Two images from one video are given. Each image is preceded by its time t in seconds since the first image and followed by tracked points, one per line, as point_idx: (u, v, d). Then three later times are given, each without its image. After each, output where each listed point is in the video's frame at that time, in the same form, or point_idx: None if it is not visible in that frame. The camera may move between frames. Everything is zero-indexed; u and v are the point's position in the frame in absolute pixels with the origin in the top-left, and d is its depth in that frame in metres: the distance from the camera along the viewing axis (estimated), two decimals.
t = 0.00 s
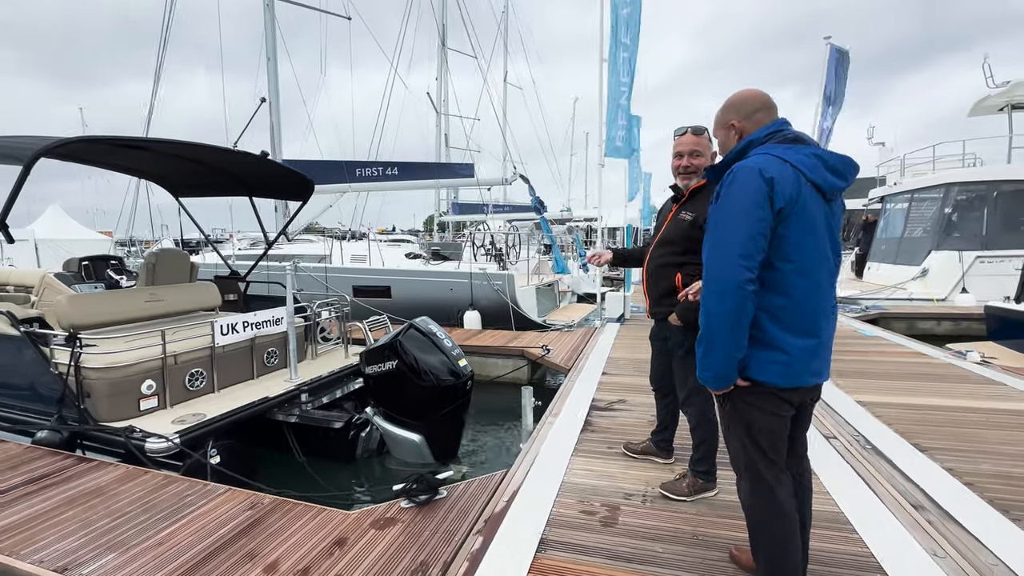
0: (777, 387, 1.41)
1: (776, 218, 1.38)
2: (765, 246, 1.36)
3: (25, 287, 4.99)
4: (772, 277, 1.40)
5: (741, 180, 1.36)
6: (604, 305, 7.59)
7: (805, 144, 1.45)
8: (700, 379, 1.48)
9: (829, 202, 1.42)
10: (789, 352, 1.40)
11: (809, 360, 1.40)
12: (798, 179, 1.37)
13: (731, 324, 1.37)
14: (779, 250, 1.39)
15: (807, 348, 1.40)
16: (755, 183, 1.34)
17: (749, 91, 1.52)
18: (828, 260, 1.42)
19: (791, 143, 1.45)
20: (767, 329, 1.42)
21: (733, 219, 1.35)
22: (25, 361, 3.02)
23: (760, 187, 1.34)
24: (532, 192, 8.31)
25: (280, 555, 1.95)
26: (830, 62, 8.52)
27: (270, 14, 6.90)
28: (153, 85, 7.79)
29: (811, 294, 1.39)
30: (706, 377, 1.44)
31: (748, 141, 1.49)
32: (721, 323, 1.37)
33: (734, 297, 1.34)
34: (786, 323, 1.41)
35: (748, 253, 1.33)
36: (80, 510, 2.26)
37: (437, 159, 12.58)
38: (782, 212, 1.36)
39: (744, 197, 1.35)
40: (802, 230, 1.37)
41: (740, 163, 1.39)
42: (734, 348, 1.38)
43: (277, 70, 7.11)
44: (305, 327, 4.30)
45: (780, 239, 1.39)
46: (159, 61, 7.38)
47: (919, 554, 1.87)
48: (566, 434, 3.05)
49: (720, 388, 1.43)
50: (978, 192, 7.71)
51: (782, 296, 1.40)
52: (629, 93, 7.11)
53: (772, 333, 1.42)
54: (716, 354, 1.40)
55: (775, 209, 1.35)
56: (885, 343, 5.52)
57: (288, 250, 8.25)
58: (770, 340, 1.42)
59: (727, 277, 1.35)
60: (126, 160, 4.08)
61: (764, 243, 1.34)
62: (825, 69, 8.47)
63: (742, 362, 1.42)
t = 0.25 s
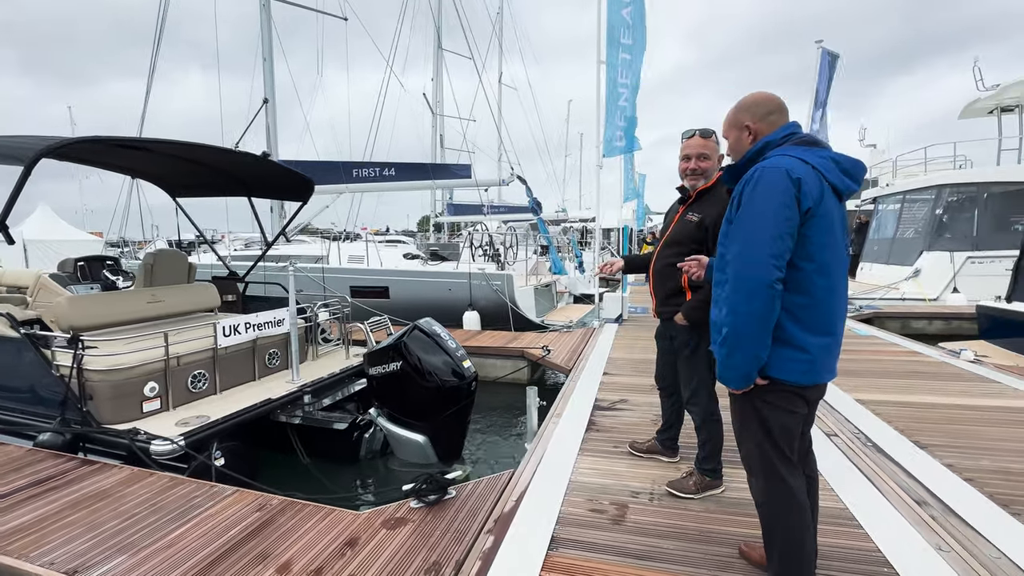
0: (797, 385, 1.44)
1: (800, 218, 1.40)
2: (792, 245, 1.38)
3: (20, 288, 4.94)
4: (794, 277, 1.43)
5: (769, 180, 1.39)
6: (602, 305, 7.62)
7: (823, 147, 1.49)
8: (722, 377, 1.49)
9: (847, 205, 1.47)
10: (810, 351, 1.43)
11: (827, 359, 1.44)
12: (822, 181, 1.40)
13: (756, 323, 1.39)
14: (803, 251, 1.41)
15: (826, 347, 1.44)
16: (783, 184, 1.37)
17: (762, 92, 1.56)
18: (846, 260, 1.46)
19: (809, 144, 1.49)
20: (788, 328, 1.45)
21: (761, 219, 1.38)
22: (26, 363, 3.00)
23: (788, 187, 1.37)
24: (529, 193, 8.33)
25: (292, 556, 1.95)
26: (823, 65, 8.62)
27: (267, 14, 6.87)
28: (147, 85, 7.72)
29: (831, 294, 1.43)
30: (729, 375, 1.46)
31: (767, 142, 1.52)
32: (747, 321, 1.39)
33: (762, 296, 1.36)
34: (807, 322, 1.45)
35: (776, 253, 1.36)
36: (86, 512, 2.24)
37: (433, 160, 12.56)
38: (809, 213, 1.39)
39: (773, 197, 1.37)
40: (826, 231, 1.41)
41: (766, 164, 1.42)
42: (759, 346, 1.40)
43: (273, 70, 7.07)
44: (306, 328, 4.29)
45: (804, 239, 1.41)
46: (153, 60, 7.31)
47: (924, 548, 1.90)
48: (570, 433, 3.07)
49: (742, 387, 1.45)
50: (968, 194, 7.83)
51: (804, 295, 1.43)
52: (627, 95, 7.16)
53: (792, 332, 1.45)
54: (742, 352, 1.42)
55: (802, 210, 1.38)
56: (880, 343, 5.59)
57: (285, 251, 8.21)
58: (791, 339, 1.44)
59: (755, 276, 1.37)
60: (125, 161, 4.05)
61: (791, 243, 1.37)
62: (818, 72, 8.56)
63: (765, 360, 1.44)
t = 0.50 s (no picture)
0: (798, 384, 1.46)
1: (801, 220, 1.42)
2: (793, 246, 1.40)
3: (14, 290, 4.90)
4: (796, 278, 1.45)
5: (770, 182, 1.40)
6: (599, 306, 7.64)
7: (824, 148, 1.51)
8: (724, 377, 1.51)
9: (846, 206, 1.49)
10: (811, 351, 1.44)
11: (828, 358, 1.46)
12: (822, 183, 1.42)
13: (758, 323, 1.41)
14: (803, 253, 1.43)
15: (827, 347, 1.46)
16: (784, 186, 1.39)
17: (764, 94, 1.57)
18: (846, 261, 1.48)
19: (810, 146, 1.51)
20: (790, 327, 1.47)
21: (762, 220, 1.39)
22: (23, 364, 2.98)
23: (789, 189, 1.39)
24: (526, 194, 8.34)
25: (296, 557, 1.94)
26: (816, 68, 8.69)
27: (263, 14, 6.85)
28: (142, 85, 7.67)
29: (832, 294, 1.45)
30: (731, 375, 1.48)
31: (768, 144, 1.54)
32: (749, 322, 1.41)
33: (763, 297, 1.38)
34: (808, 322, 1.46)
35: (777, 255, 1.37)
36: (86, 514, 2.23)
37: (429, 160, 12.56)
38: (810, 214, 1.41)
39: (774, 199, 1.39)
40: (826, 231, 1.43)
41: (767, 166, 1.44)
42: (762, 346, 1.42)
43: (270, 71, 7.05)
44: (304, 329, 4.27)
45: (805, 241, 1.43)
46: (148, 60, 7.28)
47: (923, 545, 1.92)
48: (570, 433, 3.08)
49: (744, 386, 1.47)
50: (960, 195, 7.91)
51: (805, 296, 1.45)
52: (624, 97, 7.19)
53: (794, 332, 1.47)
54: (744, 352, 1.43)
55: (803, 212, 1.40)
56: (874, 342, 5.64)
57: (281, 252, 8.19)
58: (793, 338, 1.46)
59: (756, 276, 1.39)
60: (121, 161, 4.03)
61: (792, 244, 1.39)
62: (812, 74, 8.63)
63: (767, 359, 1.46)
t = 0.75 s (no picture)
0: (789, 385, 1.47)
1: (788, 225, 1.44)
2: (777, 251, 1.42)
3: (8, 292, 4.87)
4: (783, 282, 1.47)
5: (756, 188, 1.42)
6: (596, 307, 7.67)
7: (818, 154, 1.51)
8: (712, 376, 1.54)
9: (838, 210, 1.49)
10: (800, 353, 1.46)
11: (819, 361, 1.46)
12: (810, 188, 1.43)
13: (743, 326, 1.43)
14: (790, 257, 1.45)
15: (817, 350, 1.46)
16: (769, 193, 1.41)
17: (766, 94, 1.59)
18: (838, 265, 1.48)
19: (805, 150, 1.52)
20: (778, 330, 1.48)
21: (746, 226, 1.42)
22: (18, 367, 2.96)
23: (774, 196, 1.40)
24: (522, 196, 8.36)
25: (295, 558, 1.95)
26: (810, 71, 8.76)
27: (259, 16, 6.84)
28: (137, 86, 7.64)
29: (821, 298, 1.46)
30: (717, 375, 1.51)
31: (765, 147, 1.56)
32: (732, 325, 1.44)
33: (746, 301, 1.40)
34: (796, 325, 1.48)
35: (761, 259, 1.39)
36: (83, 517, 2.22)
37: (425, 162, 12.57)
38: (796, 220, 1.42)
39: (758, 205, 1.41)
40: (813, 237, 1.44)
41: (755, 172, 1.46)
42: (746, 348, 1.44)
43: (266, 72, 7.04)
44: (301, 331, 4.25)
45: (792, 245, 1.45)
46: (143, 62, 7.25)
47: (917, 544, 1.95)
48: (568, 435, 3.09)
49: (730, 386, 1.50)
50: (952, 197, 7.99)
51: (792, 299, 1.46)
52: (620, 99, 7.23)
53: (782, 334, 1.48)
54: (729, 353, 1.46)
55: (789, 217, 1.42)
56: (868, 343, 5.69)
57: (277, 254, 8.17)
58: (780, 340, 1.48)
59: (738, 280, 1.42)
60: (117, 163, 4.01)
61: (776, 249, 1.41)
62: (806, 77, 8.70)
63: (753, 360, 1.48)
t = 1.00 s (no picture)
0: (782, 386, 1.48)
1: (779, 228, 1.45)
2: (769, 253, 1.44)
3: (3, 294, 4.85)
4: (775, 283, 1.49)
5: (748, 191, 1.44)
6: (593, 308, 7.68)
7: (814, 156, 1.52)
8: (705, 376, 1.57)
9: (832, 213, 1.50)
10: (792, 354, 1.47)
11: (812, 362, 1.47)
12: (803, 191, 1.45)
13: (735, 326, 1.45)
14: (782, 258, 1.47)
15: (810, 351, 1.47)
16: (761, 195, 1.42)
17: (765, 94, 1.60)
18: (832, 267, 1.49)
19: (800, 152, 1.53)
20: (771, 331, 1.50)
21: (738, 228, 1.44)
22: (13, 368, 2.95)
23: (765, 198, 1.42)
24: (520, 197, 8.38)
25: (291, 559, 1.95)
26: (806, 74, 8.80)
27: (256, 17, 6.84)
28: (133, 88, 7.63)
29: (813, 299, 1.47)
30: (710, 374, 1.53)
31: (761, 149, 1.58)
32: (723, 326, 1.46)
33: (736, 302, 1.42)
34: (789, 326, 1.49)
35: (751, 261, 1.41)
36: (78, 519, 2.21)
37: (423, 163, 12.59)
38: (787, 222, 1.44)
39: (749, 208, 1.43)
40: (805, 239, 1.45)
41: (748, 175, 1.47)
42: (738, 348, 1.46)
43: (263, 73, 7.04)
44: (298, 332, 4.25)
45: (784, 247, 1.46)
46: (140, 63, 7.24)
47: (912, 543, 1.96)
48: (566, 435, 3.10)
49: (723, 386, 1.52)
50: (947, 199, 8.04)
51: (784, 301, 1.48)
52: (616, 101, 7.25)
53: (774, 335, 1.50)
54: (721, 353, 1.48)
55: (780, 220, 1.43)
56: (864, 344, 5.71)
57: (275, 255, 8.16)
58: (773, 341, 1.49)
59: (729, 282, 1.44)
60: (114, 164, 4.01)
61: (768, 251, 1.42)
62: (802, 79, 8.74)
63: (746, 361, 1.50)
